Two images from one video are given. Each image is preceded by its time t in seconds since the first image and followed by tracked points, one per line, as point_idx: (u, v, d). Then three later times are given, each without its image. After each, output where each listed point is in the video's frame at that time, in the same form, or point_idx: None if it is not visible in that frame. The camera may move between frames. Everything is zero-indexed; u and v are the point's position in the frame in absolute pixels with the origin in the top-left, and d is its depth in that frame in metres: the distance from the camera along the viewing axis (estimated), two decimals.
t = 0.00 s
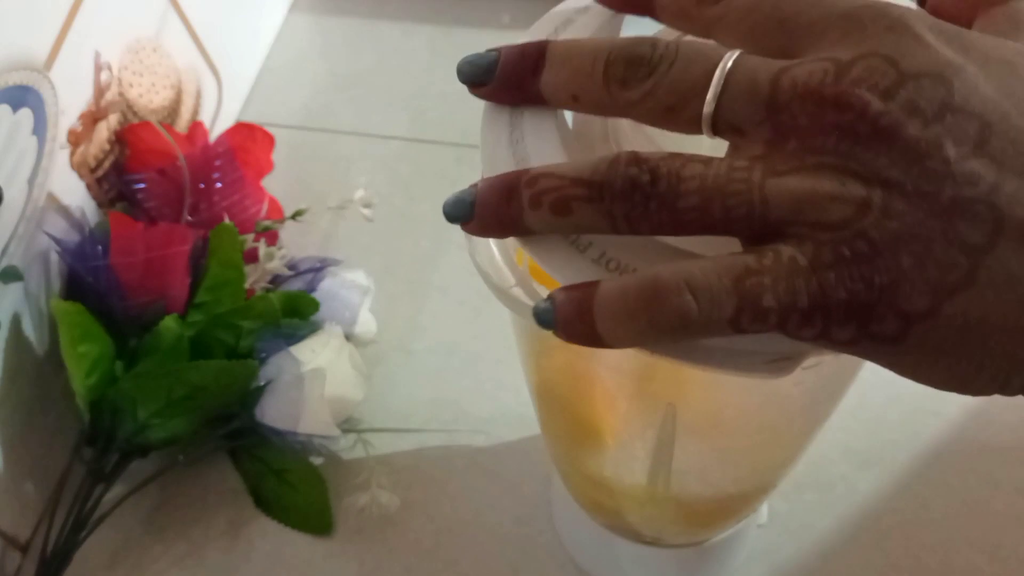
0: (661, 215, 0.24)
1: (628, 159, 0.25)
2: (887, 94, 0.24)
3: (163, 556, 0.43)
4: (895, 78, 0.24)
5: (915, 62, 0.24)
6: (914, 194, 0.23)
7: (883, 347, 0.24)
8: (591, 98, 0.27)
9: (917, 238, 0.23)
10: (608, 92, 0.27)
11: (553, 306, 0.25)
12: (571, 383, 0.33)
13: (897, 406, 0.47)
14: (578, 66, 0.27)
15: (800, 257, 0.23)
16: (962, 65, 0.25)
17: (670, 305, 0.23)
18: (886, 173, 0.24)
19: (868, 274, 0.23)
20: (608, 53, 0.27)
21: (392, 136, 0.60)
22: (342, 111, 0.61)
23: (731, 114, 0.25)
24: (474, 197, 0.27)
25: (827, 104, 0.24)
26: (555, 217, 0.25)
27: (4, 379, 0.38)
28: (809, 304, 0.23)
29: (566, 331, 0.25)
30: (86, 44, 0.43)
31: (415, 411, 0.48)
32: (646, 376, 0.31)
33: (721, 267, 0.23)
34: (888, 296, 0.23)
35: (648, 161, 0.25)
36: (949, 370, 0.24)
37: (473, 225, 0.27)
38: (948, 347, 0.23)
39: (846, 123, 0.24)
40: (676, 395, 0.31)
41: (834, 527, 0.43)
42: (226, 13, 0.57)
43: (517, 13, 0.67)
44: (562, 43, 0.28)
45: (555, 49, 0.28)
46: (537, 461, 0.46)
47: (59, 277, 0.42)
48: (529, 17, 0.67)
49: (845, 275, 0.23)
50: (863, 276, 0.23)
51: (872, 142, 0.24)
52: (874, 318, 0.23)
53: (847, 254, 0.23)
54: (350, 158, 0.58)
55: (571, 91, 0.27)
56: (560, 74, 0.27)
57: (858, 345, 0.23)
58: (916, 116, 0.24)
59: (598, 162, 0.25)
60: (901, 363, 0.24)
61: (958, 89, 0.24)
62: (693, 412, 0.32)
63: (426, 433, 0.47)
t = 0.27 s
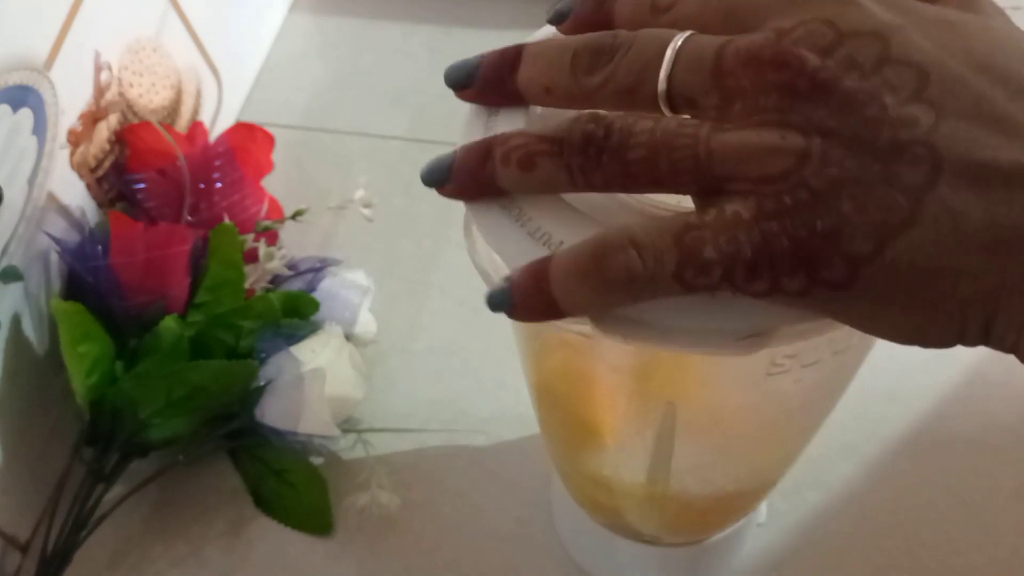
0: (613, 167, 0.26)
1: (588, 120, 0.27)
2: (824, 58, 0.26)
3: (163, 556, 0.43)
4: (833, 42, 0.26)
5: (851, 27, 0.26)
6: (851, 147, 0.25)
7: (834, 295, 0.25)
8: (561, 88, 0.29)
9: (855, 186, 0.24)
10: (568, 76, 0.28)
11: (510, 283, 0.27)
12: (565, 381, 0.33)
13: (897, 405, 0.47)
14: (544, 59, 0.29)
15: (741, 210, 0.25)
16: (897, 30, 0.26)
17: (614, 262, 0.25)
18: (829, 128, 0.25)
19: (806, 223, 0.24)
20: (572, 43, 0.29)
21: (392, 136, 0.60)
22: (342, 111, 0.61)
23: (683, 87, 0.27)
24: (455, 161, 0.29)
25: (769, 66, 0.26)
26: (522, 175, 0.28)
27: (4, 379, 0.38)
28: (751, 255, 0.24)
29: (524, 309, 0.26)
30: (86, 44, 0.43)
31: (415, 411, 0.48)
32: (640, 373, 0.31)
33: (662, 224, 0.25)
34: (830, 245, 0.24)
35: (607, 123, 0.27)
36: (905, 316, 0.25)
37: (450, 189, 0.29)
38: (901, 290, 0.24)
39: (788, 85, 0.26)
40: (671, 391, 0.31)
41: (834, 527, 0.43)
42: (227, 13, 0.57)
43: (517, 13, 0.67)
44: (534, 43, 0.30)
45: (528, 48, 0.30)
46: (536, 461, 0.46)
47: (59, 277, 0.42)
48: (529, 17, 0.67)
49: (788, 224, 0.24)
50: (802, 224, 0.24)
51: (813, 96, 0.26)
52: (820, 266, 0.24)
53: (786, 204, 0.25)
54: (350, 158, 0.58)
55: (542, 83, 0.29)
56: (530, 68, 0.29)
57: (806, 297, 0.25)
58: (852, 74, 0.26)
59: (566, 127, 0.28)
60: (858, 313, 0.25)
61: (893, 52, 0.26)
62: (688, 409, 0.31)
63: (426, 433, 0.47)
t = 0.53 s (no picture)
0: (626, 162, 0.29)
1: (612, 117, 0.29)
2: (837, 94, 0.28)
3: (163, 556, 0.43)
4: (846, 80, 0.28)
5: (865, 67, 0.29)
6: (856, 174, 0.27)
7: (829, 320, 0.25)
8: (563, 97, 0.31)
9: (858, 210, 0.26)
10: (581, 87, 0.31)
11: (508, 212, 0.28)
12: (567, 383, 0.33)
13: (896, 405, 0.47)
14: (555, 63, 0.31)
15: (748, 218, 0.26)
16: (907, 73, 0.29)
17: (618, 230, 0.26)
18: (840, 156, 0.27)
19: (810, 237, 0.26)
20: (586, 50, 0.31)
21: (391, 136, 0.60)
22: (342, 112, 0.61)
23: (692, 107, 0.30)
24: (470, 130, 0.31)
25: (782, 97, 0.29)
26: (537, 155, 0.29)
27: (4, 379, 0.38)
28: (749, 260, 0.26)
29: (504, 239, 0.28)
30: (86, 44, 0.43)
31: (415, 411, 0.48)
32: (642, 374, 0.31)
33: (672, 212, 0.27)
34: (832, 266, 0.25)
35: (628, 121, 0.29)
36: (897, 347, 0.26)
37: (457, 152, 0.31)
38: (893, 319, 0.25)
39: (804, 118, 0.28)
40: (672, 392, 0.31)
41: (834, 526, 0.43)
42: (226, 14, 0.57)
43: (517, 13, 0.67)
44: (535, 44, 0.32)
45: (528, 48, 0.32)
46: (536, 461, 0.46)
47: (60, 276, 0.42)
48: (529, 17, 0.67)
49: (786, 239, 0.26)
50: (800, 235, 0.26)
51: (825, 126, 0.28)
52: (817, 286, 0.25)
53: (787, 217, 0.26)
54: (350, 158, 0.58)
55: (544, 89, 0.31)
56: (537, 69, 0.31)
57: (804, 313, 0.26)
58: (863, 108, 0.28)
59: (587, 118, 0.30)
60: (853, 340, 0.26)
61: (902, 91, 0.28)
62: (689, 411, 0.32)
63: (426, 433, 0.47)
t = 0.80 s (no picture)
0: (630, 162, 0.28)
1: (697, 83, 0.23)
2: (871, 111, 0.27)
3: (163, 557, 0.43)
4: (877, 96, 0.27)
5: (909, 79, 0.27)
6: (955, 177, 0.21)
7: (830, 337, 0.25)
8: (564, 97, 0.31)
9: (969, 240, 0.21)
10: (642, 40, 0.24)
11: (577, 172, 0.23)
12: (567, 383, 0.33)
13: (897, 405, 0.47)
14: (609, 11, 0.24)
15: (840, 227, 0.21)
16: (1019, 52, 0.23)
17: (715, 230, 0.22)
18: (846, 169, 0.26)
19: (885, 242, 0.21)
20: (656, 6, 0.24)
21: (392, 136, 0.60)
22: (342, 112, 0.61)
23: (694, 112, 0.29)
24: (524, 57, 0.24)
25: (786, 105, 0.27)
26: (610, 118, 0.23)
27: (4, 379, 0.38)
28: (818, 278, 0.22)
29: (572, 207, 0.23)
30: (86, 44, 0.43)
31: (415, 411, 0.48)
32: (642, 376, 0.31)
33: (774, 216, 0.22)
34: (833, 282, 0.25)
35: (718, 92, 0.23)
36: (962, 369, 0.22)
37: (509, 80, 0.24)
38: (968, 344, 0.21)
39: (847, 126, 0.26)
40: (672, 395, 0.31)
41: (834, 527, 0.43)
42: (227, 14, 0.57)
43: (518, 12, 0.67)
44: None
45: None
46: (536, 461, 0.46)
47: (60, 276, 0.42)
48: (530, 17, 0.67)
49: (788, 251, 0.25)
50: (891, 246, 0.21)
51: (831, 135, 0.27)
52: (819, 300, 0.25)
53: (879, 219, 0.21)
54: (351, 158, 0.58)
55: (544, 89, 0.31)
56: (591, 22, 0.24)
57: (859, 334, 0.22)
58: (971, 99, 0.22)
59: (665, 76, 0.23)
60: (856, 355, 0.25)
61: (1006, 86, 0.22)
62: (689, 412, 0.32)
63: (427, 433, 0.47)
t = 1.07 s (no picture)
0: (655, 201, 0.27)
1: (793, 231, 0.24)
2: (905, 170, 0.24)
3: (163, 557, 0.43)
4: (920, 157, 0.24)
5: (963, 133, 0.24)
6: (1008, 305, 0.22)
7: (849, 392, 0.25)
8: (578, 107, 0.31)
9: None
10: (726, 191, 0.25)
11: (689, 292, 0.25)
12: (564, 385, 0.33)
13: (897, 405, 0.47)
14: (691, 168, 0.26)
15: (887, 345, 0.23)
16: None
17: (816, 360, 0.23)
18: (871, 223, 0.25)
19: (938, 359, 0.23)
20: (741, 153, 0.25)
21: (392, 136, 0.60)
22: (342, 111, 0.61)
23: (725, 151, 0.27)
24: (616, 212, 0.26)
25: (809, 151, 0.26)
26: (700, 265, 0.25)
27: (4, 378, 0.38)
28: (876, 378, 0.23)
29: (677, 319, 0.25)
30: (86, 44, 0.43)
31: (415, 411, 0.48)
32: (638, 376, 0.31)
33: (875, 345, 0.23)
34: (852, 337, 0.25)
35: (812, 236, 0.24)
36: (960, 449, 0.24)
37: (594, 234, 0.26)
38: (966, 428, 0.23)
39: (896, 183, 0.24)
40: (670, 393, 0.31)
41: (834, 526, 0.43)
42: (227, 14, 0.57)
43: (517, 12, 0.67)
44: (676, 136, 0.26)
45: (668, 142, 0.26)
46: (536, 461, 0.46)
47: (59, 276, 0.43)
48: (529, 17, 0.67)
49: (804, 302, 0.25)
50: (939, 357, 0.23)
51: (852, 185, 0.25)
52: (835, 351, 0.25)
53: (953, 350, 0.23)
54: (351, 158, 0.58)
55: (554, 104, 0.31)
56: (680, 172, 0.26)
57: (878, 416, 0.24)
58: None
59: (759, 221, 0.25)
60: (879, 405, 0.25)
61: None
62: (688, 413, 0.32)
63: (427, 433, 0.47)
